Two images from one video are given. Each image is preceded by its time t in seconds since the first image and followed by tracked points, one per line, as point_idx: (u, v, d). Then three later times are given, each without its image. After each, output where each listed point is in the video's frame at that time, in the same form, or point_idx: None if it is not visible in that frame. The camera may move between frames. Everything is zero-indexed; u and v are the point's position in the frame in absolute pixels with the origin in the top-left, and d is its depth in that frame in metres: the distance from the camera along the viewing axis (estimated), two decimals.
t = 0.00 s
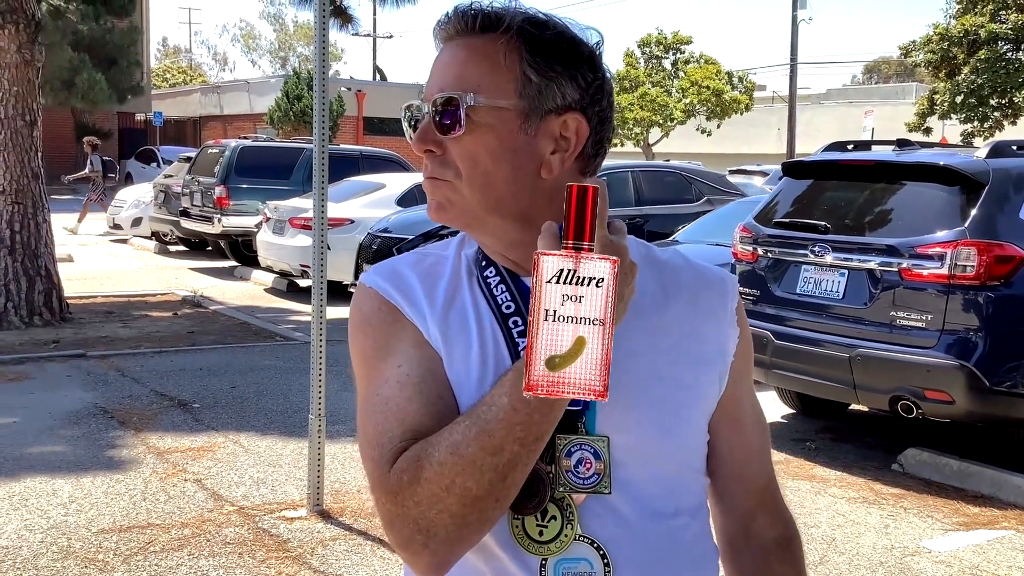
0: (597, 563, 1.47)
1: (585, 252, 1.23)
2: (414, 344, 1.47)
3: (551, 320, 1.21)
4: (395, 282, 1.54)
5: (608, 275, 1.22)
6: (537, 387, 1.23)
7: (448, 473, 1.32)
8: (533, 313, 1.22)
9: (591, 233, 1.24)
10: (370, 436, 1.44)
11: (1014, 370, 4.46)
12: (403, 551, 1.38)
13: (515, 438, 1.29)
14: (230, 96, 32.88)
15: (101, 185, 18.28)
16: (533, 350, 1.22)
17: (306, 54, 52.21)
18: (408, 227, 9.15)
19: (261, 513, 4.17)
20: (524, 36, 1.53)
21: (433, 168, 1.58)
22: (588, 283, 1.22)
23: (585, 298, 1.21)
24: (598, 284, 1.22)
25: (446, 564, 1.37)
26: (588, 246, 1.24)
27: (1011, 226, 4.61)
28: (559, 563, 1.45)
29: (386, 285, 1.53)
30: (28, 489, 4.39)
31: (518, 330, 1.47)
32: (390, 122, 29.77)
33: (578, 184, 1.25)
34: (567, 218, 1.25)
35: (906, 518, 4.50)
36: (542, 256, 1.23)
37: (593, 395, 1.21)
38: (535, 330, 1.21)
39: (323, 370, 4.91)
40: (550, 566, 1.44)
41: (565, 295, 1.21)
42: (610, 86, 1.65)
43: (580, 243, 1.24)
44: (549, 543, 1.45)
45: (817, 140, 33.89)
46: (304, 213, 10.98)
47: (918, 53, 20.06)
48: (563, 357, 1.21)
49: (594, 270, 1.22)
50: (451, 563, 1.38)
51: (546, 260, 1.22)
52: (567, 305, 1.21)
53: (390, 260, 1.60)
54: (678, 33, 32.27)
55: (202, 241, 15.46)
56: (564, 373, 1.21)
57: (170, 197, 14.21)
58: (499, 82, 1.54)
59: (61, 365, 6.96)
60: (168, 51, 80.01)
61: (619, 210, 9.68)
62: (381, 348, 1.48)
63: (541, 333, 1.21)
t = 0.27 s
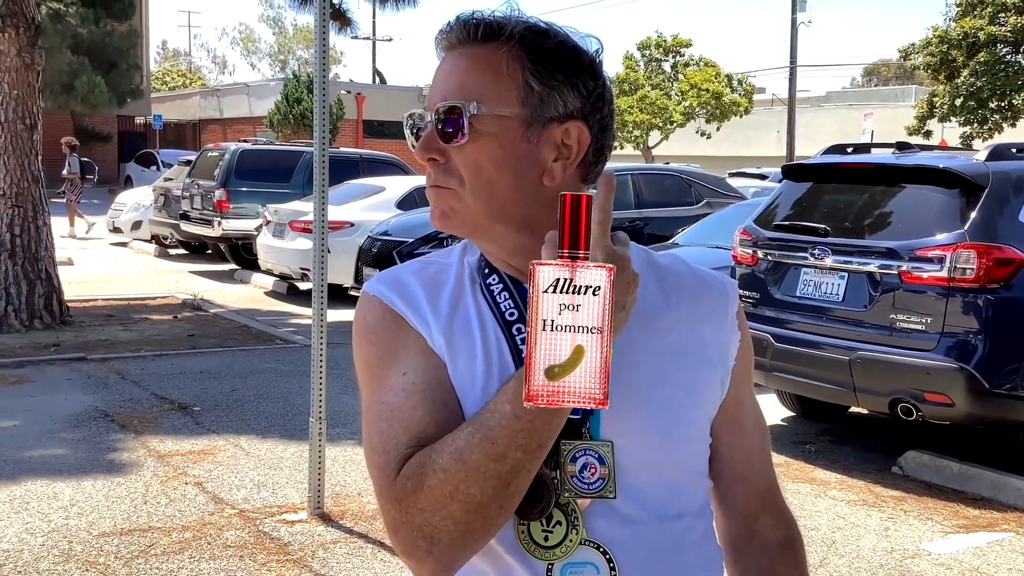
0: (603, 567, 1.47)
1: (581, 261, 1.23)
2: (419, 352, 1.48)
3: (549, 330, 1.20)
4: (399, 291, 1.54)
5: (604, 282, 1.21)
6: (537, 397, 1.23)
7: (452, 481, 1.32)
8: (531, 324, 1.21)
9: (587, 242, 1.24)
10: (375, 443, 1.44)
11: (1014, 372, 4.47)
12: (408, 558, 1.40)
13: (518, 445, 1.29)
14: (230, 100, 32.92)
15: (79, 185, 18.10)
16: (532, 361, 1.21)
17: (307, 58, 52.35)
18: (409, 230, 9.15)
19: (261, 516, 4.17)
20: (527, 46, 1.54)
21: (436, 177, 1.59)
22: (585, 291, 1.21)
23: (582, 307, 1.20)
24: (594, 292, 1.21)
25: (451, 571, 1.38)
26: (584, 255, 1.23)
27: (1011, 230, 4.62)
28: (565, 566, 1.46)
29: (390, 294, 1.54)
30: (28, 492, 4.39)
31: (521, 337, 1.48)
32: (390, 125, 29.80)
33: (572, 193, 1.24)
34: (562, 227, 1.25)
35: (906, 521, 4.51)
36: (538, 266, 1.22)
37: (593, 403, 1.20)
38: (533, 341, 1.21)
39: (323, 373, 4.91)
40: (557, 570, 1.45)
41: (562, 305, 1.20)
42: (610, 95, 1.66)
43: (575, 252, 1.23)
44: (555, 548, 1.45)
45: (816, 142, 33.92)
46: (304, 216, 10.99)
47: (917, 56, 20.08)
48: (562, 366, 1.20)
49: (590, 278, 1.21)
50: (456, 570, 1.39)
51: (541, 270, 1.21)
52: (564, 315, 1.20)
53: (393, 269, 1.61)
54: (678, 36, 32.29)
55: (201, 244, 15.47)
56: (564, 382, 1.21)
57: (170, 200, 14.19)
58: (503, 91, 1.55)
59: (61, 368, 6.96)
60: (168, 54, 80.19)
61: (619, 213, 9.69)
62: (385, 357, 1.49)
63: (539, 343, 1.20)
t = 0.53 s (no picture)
0: (611, 572, 1.48)
1: (594, 290, 1.23)
2: (422, 363, 1.48)
3: (564, 361, 1.22)
4: (404, 298, 1.54)
5: (617, 311, 1.22)
6: (554, 428, 1.22)
7: (443, 500, 1.33)
8: (545, 355, 1.23)
9: (598, 272, 1.24)
10: (372, 456, 1.45)
11: (1014, 374, 4.45)
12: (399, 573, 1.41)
13: (509, 465, 1.31)
14: (230, 102, 32.96)
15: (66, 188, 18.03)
16: (549, 392, 1.22)
17: (308, 60, 52.42)
18: (410, 232, 9.17)
19: (263, 518, 4.18)
20: (537, 49, 1.55)
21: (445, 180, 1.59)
22: (599, 320, 1.22)
23: (596, 336, 1.21)
24: (608, 321, 1.22)
25: None
26: (597, 285, 1.24)
27: (1011, 231, 4.61)
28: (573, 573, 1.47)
29: (396, 301, 1.54)
30: (30, 494, 4.40)
31: (529, 344, 1.49)
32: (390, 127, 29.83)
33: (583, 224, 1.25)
34: (572, 258, 1.26)
35: (907, 522, 4.51)
36: (550, 298, 1.24)
37: (609, 432, 1.21)
38: (550, 372, 1.22)
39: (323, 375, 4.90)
40: None
41: (576, 335, 1.22)
42: (618, 96, 1.68)
43: (587, 281, 1.24)
44: (563, 553, 1.46)
45: (815, 143, 33.96)
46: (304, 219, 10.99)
47: (917, 58, 20.11)
48: (578, 396, 1.21)
49: (604, 308, 1.22)
50: None
51: (554, 301, 1.23)
52: (579, 345, 1.22)
53: (398, 276, 1.61)
54: (678, 37, 32.30)
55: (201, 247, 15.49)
56: (580, 413, 1.21)
57: (170, 203, 14.19)
58: (514, 94, 1.56)
59: (62, 371, 6.97)
60: (168, 57, 80.35)
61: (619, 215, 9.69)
62: (388, 367, 1.49)
63: (554, 374, 1.22)
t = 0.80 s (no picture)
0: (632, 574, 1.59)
1: (507, 309, 1.29)
2: (405, 388, 1.53)
3: (480, 380, 1.27)
4: (401, 314, 1.58)
5: (532, 328, 1.28)
6: (472, 447, 1.29)
7: (359, 531, 1.46)
8: (462, 374, 1.28)
9: (511, 290, 1.30)
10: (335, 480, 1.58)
11: (1014, 374, 4.44)
12: None
13: (407, 499, 1.41)
14: (230, 103, 32.93)
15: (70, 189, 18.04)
16: (466, 412, 1.28)
17: (308, 61, 52.48)
18: (409, 233, 9.16)
19: (264, 520, 4.18)
20: (599, 39, 1.68)
21: (511, 166, 1.59)
22: (513, 338, 1.28)
23: (512, 354, 1.28)
24: (523, 339, 1.28)
25: None
26: (510, 303, 1.29)
27: (1012, 231, 4.61)
28: None
29: (393, 314, 1.58)
30: (31, 495, 4.40)
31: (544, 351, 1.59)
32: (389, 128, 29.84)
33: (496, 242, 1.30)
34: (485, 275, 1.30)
35: (908, 522, 4.51)
36: (465, 317, 1.28)
37: (527, 449, 1.29)
38: (466, 391, 1.28)
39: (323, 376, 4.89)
40: None
41: (491, 354, 1.27)
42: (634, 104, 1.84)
43: (501, 300, 1.29)
44: (586, 561, 1.56)
45: (815, 143, 33.98)
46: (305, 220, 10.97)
47: (917, 58, 20.13)
48: (496, 415, 1.28)
49: (518, 326, 1.28)
50: None
51: (468, 320, 1.27)
52: (494, 364, 1.27)
53: (401, 283, 1.64)
54: (678, 38, 32.30)
55: (202, 248, 15.48)
56: (498, 431, 1.29)
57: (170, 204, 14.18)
58: (578, 82, 1.65)
59: (63, 372, 6.97)
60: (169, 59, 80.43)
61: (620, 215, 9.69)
62: (381, 381, 1.56)
63: (471, 394, 1.28)
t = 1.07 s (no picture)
0: None
1: (479, 275, 1.42)
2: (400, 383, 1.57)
3: (454, 347, 1.40)
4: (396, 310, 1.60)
5: (503, 294, 1.41)
6: (447, 414, 1.41)
7: (335, 504, 1.54)
8: (436, 340, 1.41)
9: (482, 257, 1.44)
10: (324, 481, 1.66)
11: (1014, 375, 4.44)
12: None
13: (374, 461, 1.51)
14: (230, 104, 32.96)
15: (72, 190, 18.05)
16: (441, 380, 1.41)
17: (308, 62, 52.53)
18: (407, 234, 9.19)
19: (264, 521, 4.18)
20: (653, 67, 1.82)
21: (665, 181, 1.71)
22: (486, 303, 1.41)
23: (484, 320, 1.41)
24: (495, 304, 1.41)
25: None
26: (481, 270, 1.43)
27: (1012, 232, 4.60)
28: None
29: (388, 311, 1.60)
30: (32, 496, 4.40)
31: (541, 354, 1.62)
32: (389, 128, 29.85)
33: (466, 209, 1.44)
34: (458, 245, 1.45)
35: (908, 523, 4.51)
36: (438, 284, 1.41)
37: (502, 413, 1.44)
38: (441, 358, 1.41)
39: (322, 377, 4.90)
40: None
41: (465, 319, 1.41)
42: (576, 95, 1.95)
43: (472, 267, 1.43)
44: (590, 567, 1.56)
45: (815, 143, 33.99)
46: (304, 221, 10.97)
47: (917, 58, 20.13)
48: (470, 381, 1.41)
49: (490, 291, 1.41)
50: None
51: (441, 287, 1.41)
52: (467, 329, 1.40)
53: (401, 286, 1.66)
54: (678, 38, 32.33)
55: (202, 249, 15.47)
56: (473, 396, 1.42)
57: (170, 205, 14.18)
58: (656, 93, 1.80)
59: (63, 373, 6.97)
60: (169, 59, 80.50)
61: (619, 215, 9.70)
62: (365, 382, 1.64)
63: (446, 361, 1.40)
